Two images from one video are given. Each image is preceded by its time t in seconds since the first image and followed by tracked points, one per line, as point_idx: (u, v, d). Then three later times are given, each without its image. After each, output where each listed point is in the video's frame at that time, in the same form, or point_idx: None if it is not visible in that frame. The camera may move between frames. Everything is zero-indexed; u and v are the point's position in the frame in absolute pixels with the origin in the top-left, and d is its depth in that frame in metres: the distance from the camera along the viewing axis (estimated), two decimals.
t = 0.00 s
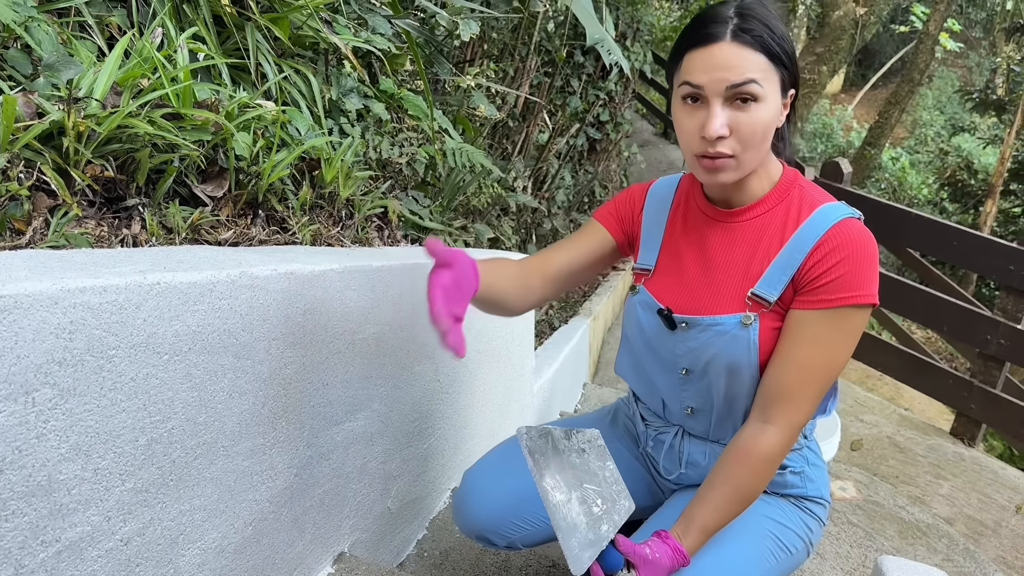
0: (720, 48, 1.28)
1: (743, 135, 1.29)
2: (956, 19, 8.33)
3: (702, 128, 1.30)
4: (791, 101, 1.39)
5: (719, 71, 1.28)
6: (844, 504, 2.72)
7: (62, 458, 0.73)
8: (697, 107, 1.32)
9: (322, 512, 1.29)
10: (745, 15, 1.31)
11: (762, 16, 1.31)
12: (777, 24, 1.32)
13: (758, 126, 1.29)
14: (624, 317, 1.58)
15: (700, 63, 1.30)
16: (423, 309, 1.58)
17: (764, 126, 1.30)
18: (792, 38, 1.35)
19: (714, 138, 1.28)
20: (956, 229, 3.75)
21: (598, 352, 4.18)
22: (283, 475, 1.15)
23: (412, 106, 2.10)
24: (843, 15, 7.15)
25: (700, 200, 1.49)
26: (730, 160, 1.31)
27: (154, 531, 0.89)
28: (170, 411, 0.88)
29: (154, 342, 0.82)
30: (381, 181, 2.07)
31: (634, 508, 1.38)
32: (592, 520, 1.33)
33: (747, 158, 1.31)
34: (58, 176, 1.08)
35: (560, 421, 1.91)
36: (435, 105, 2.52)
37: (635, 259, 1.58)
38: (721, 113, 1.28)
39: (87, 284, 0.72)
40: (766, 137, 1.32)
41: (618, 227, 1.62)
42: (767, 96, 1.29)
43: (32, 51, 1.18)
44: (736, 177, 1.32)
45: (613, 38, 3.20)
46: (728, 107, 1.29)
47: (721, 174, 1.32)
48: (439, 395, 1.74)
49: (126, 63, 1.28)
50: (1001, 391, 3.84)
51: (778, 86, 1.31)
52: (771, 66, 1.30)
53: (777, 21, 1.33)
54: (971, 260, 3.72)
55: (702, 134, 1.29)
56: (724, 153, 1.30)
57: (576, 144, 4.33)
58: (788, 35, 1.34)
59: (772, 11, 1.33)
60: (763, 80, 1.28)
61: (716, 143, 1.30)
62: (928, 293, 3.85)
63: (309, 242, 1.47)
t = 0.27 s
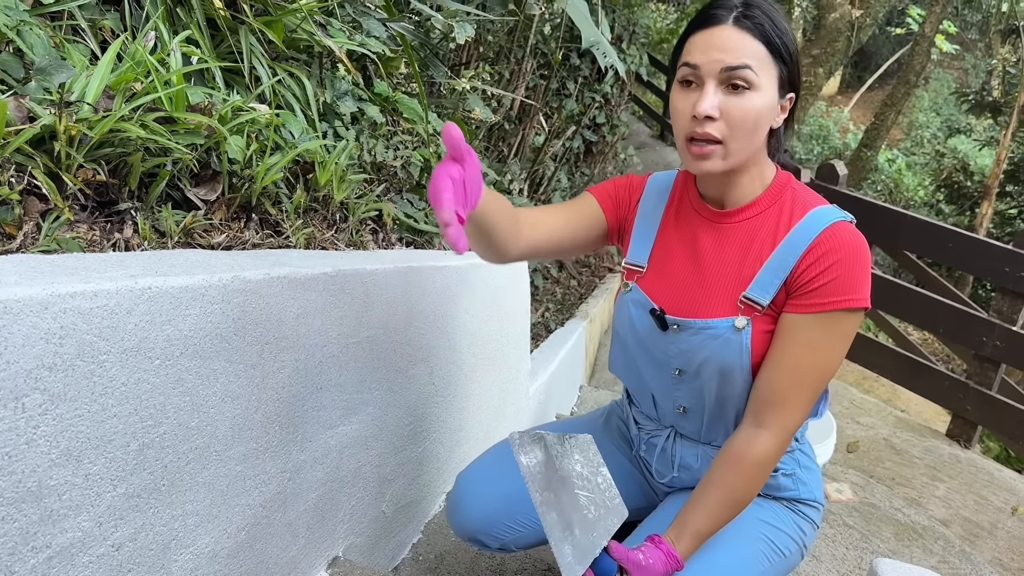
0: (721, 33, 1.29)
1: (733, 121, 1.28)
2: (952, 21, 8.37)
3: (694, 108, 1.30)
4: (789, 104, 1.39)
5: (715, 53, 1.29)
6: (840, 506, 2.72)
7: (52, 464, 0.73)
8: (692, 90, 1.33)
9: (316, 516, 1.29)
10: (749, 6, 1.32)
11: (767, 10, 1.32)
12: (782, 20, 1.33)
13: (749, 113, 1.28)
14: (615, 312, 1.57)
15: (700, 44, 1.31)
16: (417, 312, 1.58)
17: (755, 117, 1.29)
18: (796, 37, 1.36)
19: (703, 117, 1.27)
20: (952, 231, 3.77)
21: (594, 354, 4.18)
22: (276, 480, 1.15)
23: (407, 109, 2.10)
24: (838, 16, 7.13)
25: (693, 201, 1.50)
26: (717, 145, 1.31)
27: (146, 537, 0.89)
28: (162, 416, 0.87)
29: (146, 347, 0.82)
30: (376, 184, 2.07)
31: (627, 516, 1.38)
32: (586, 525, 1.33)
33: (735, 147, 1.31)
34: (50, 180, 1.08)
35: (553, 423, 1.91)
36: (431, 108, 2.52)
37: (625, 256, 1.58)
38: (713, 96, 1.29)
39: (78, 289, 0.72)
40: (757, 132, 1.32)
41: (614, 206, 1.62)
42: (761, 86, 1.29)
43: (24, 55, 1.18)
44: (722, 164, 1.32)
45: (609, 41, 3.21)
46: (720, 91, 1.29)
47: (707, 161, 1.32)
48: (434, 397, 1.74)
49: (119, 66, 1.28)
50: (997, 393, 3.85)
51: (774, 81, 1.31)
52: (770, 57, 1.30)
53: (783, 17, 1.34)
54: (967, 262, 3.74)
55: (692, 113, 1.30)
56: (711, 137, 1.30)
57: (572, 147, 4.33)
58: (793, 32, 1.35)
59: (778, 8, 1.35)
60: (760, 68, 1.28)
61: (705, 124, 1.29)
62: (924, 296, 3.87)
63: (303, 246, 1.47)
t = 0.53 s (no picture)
0: (711, 44, 1.29)
1: (718, 134, 1.29)
2: (946, 24, 8.41)
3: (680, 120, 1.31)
4: (789, 114, 1.37)
5: (704, 64, 1.29)
6: (834, 509, 2.72)
7: (39, 471, 0.73)
8: (682, 99, 1.34)
9: (308, 521, 1.29)
10: (745, 16, 1.30)
11: (763, 21, 1.30)
12: (779, 31, 1.30)
13: (734, 128, 1.28)
14: (610, 318, 1.57)
15: (692, 54, 1.31)
16: (410, 316, 1.58)
17: (740, 130, 1.29)
18: (795, 49, 1.33)
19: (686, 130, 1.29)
20: (945, 233, 3.79)
21: (589, 357, 4.18)
22: (267, 485, 1.14)
23: (400, 113, 2.10)
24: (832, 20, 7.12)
25: (689, 206, 1.50)
26: (700, 155, 1.32)
27: (136, 543, 0.88)
28: (150, 422, 0.87)
29: (134, 353, 0.82)
30: (369, 188, 2.07)
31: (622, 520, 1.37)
32: (581, 534, 1.33)
33: (719, 158, 1.31)
34: (39, 186, 1.08)
35: (548, 426, 1.90)
36: (424, 112, 2.52)
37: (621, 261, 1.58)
38: (700, 109, 1.29)
39: (65, 295, 0.72)
40: (745, 144, 1.32)
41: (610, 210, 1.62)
42: (748, 100, 1.28)
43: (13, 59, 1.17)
44: (705, 173, 1.33)
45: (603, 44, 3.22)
46: (707, 102, 1.29)
47: (692, 170, 1.33)
48: (427, 401, 1.73)
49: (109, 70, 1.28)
50: (990, 395, 3.86)
51: (765, 94, 1.30)
52: (760, 71, 1.29)
53: (782, 28, 1.31)
54: (961, 264, 3.75)
55: (678, 125, 1.31)
56: (695, 146, 1.31)
57: (567, 149, 4.34)
58: (790, 44, 1.32)
59: (778, 18, 1.32)
60: (748, 82, 1.28)
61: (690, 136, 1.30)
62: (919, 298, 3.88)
63: (294, 250, 1.47)
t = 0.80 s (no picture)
0: (700, 68, 1.27)
1: (709, 158, 1.29)
2: (940, 27, 8.46)
3: (669, 142, 1.31)
4: (787, 129, 1.35)
5: (694, 89, 1.28)
6: (829, 512, 2.73)
7: (27, 478, 0.72)
8: (676, 117, 1.33)
9: (300, 527, 1.28)
10: (738, 36, 1.26)
11: (756, 40, 1.26)
12: (773, 50, 1.27)
13: (724, 150, 1.28)
14: (605, 325, 1.56)
15: (682, 76, 1.30)
16: (403, 320, 1.58)
17: (731, 152, 1.28)
18: (792, 66, 1.29)
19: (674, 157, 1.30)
20: (937, 236, 3.81)
21: (584, 360, 4.18)
22: (258, 491, 1.14)
23: (394, 116, 2.10)
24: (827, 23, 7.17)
25: (685, 212, 1.49)
26: (692, 175, 1.32)
27: (125, 550, 0.88)
28: (140, 429, 0.87)
29: (123, 359, 0.82)
30: (363, 192, 2.06)
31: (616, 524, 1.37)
32: (576, 536, 1.33)
33: (711, 180, 1.32)
34: (28, 192, 1.08)
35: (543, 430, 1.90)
36: (418, 115, 2.52)
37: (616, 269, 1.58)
38: (690, 132, 1.29)
39: (53, 302, 0.72)
40: (738, 164, 1.31)
41: (599, 235, 1.62)
42: (739, 122, 1.27)
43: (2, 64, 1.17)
44: (697, 191, 1.34)
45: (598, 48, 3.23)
46: (698, 124, 1.29)
47: (685, 189, 1.34)
48: (420, 406, 1.73)
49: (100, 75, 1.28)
50: (984, 397, 3.87)
51: (758, 115, 1.28)
52: (751, 93, 1.26)
53: (777, 46, 1.27)
54: (955, 267, 3.77)
55: (668, 148, 1.32)
56: (687, 166, 1.32)
57: (562, 152, 4.34)
58: (787, 61, 1.28)
59: (774, 35, 1.27)
60: (737, 106, 1.26)
61: (680, 158, 1.31)
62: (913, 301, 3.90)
63: (287, 254, 1.47)
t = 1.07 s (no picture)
0: (689, 84, 1.26)
1: (701, 172, 1.29)
2: (935, 30, 8.50)
3: (662, 158, 1.32)
4: (779, 138, 1.34)
5: (684, 105, 1.27)
6: (825, 514, 2.73)
7: (20, 483, 0.72)
8: (668, 130, 1.34)
9: (294, 531, 1.28)
10: (727, 49, 1.25)
11: (746, 54, 1.25)
12: (763, 62, 1.25)
13: (715, 164, 1.28)
14: (597, 335, 1.57)
15: (672, 92, 1.30)
16: (397, 324, 1.58)
17: (723, 166, 1.29)
18: (784, 76, 1.27)
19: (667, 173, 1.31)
20: (932, 238, 3.84)
21: (580, 363, 4.18)
22: (252, 495, 1.14)
23: (389, 119, 2.11)
24: (823, 25, 7.21)
25: (679, 219, 1.50)
26: (686, 189, 1.33)
27: (119, 555, 0.88)
28: (133, 433, 0.86)
29: (116, 363, 0.82)
30: (357, 195, 2.06)
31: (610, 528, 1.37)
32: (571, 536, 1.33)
33: (705, 193, 1.32)
34: (22, 196, 1.08)
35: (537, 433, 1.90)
36: (414, 117, 2.52)
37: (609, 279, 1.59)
38: (680, 147, 1.30)
39: (45, 306, 0.71)
40: (731, 176, 1.31)
41: (599, 265, 1.64)
42: (730, 136, 1.27)
43: None
44: (692, 204, 1.35)
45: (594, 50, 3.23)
46: (689, 140, 1.29)
47: (680, 202, 1.35)
48: (415, 410, 1.73)
49: (94, 78, 1.28)
50: (979, 400, 3.89)
51: (750, 128, 1.28)
52: (741, 108, 1.26)
53: (767, 58, 1.26)
54: (950, 270, 3.78)
55: (660, 162, 1.32)
56: (681, 181, 1.33)
57: (557, 155, 4.35)
58: (778, 72, 1.27)
59: (764, 47, 1.26)
60: (727, 122, 1.26)
61: (672, 172, 1.32)
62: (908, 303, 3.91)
63: (281, 258, 1.47)
